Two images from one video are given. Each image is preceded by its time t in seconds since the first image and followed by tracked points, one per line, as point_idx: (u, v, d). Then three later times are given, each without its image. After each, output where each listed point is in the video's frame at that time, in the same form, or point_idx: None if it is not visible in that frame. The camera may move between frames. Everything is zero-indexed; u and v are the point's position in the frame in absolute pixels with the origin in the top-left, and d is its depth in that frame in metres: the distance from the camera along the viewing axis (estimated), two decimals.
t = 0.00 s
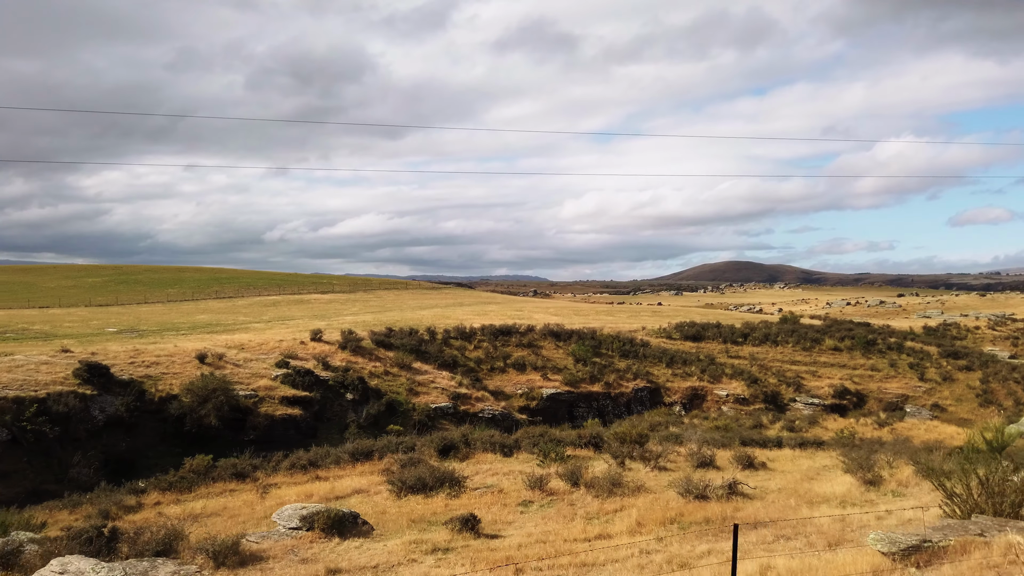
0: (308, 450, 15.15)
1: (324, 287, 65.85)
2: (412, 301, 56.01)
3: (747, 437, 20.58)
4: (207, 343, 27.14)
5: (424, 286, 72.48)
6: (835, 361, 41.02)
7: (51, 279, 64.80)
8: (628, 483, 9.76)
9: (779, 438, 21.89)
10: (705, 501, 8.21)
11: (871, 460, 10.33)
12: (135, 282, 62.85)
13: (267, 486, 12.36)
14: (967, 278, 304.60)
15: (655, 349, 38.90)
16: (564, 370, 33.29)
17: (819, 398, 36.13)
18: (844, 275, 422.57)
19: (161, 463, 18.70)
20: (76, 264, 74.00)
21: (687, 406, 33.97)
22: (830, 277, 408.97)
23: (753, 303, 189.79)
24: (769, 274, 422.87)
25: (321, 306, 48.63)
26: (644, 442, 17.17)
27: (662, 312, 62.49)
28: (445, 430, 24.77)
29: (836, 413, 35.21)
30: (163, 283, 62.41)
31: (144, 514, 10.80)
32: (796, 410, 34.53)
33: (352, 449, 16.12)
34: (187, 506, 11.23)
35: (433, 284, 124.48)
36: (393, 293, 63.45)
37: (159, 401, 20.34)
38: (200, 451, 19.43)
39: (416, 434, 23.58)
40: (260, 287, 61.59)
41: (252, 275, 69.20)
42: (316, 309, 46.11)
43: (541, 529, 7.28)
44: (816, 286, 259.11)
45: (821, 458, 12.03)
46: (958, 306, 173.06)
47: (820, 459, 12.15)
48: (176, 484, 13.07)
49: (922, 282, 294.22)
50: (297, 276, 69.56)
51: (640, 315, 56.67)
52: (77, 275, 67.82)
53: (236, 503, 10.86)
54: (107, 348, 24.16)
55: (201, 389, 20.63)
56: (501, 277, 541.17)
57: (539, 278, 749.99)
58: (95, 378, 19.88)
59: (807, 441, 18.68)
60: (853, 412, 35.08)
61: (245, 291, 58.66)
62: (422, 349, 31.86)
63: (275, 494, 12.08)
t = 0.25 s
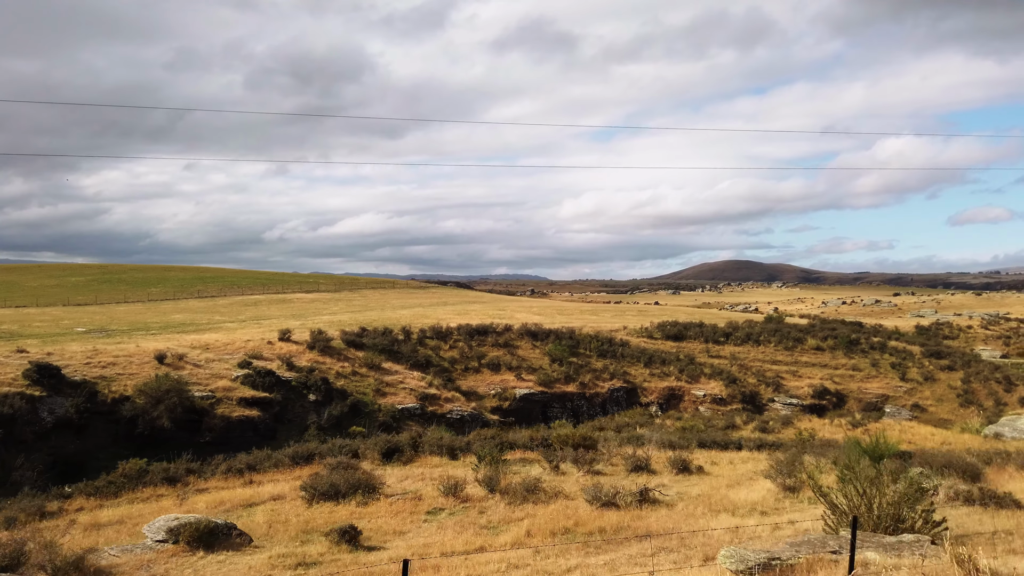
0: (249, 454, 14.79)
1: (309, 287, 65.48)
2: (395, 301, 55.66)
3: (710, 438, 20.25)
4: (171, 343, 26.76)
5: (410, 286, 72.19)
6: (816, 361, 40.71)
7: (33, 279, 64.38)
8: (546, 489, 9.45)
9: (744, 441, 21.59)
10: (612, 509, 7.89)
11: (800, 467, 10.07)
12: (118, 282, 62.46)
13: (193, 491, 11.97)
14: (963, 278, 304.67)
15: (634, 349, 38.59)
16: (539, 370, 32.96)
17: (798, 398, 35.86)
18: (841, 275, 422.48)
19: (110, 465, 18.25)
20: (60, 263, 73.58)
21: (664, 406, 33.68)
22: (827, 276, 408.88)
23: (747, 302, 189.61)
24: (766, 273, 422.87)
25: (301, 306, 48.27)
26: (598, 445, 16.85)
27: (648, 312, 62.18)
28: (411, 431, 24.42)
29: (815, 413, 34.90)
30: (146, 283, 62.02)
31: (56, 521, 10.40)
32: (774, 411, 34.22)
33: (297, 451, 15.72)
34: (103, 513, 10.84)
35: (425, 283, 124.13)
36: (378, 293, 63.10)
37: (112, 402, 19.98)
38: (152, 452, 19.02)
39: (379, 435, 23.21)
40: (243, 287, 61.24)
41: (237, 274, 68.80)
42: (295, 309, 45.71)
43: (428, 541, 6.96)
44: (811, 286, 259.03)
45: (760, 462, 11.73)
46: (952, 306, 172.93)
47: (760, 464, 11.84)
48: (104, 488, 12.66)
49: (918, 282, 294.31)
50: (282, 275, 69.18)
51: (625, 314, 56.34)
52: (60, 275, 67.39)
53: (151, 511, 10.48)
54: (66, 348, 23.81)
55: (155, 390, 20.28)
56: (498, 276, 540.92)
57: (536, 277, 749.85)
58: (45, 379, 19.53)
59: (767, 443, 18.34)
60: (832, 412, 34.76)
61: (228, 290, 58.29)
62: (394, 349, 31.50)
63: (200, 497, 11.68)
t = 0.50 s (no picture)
0: (184, 457, 14.42)
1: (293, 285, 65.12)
2: (377, 299, 55.31)
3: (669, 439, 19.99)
4: (133, 342, 26.38)
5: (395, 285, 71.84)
6: (794, 360, 40.49)
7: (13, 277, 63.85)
8: (457, 495, 9.16)
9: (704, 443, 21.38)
10: (506, 517, 7.63)
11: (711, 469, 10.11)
12: (99, 280, 61.97)
13: (111, 496, 11.57)
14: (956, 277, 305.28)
15: (611, 348, 38.30)
16: (512, 370, 32.63)
17: (774, 398, 35.61)
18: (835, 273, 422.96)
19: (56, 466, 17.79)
20: (42, 261, 73.01)
21: (638, 406, 33.40)
22: (821, 274, 409.23)
23: (740, 301, 189.61)
24: (760, 272, 423.19)
25: (279, 304, 47.89)
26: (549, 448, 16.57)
27: (633, 310, 61.90)
28: (373, 431, 24.08)
29: (790, 413, 34.67)
30: (127, 281, 61.55)
31: None
32: (749, 410, 33.96)
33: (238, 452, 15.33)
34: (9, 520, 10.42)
35: (415, 282, 123.81)
36: (361, 291, 62.74)
37: (60, 402, 19.57)
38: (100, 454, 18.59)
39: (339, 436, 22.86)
40: (225, 285, 60.80)
41: (220, 273, 68.41)
42: (272, 307, 45.33)
43: (300, 552, 6.69)
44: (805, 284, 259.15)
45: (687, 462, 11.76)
46: (944, 304, 173.13)
47: (687, 467, 11.83)
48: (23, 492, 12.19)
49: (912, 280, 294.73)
50: (266, 274, 68.79)
51: (609, 312, 56.10)
52: (41, 273, 66.85)
53: (54, 518, 10.05)
54: (21, 347, 23.41)
55: (105, 390, 19.90)
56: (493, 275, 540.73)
57: (532, 276, 749.84)
58: None
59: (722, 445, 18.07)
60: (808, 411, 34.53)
61: (209, 289, 57.84)
62: (364, 348, 31.15)
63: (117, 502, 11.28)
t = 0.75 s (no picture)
0: (117, 463, 14.07)
1: (274, 287, 64.75)
2: (358, 300, 54.94)
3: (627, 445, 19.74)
4: (94, 344, 26.00)
5: (380, 286, 71.51)
6: (772, 361, 40.31)
7: None
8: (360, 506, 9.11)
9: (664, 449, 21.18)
10: (398, 534, 7.72)
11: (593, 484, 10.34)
12: (79, 281, 61.50)
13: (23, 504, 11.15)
14: (949, 278, 305.86)
15: (587, 350, 38.04)
16: (484, 371, 32.32)
17: (750, 399, 35.39)
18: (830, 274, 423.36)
19: None
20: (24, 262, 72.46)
21: (612, 408, 33.14)
22: (815, 275, 409.63)
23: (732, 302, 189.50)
24: (755, 273, 423.56)
25: (257, 306, 47.52)
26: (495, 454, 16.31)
27: (617, 310, 61.63)
28: (335, 435, 23.76)
29: (766, 415, 34.44)
30: (108, 282, 61.11)
31: None
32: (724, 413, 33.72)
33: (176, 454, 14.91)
34: None
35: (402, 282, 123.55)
36: (344, 293, 62.38)
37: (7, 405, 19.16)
38: (46, 458, 18.21)
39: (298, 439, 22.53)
40: (206, 286, 60.39)
41: (202, 274, 67.99)
42: (249, 309, 44.96)
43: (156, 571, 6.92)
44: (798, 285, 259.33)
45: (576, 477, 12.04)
46: (935, 306, 173.34)
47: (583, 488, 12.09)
48: None
49: (905, 281, 295.07)
50: (248, 274, 68.38)
51: (591, 313, 55.84)
52: (22, 273, 66.35)
53: None
54: None
55: (54, 393, 19.52)
56: (488, 276, 540.25)
57: (527, 277, 749.66)
58: None
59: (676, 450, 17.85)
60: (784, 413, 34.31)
61: (189, 290, 57.46)
62: (333, 351, 30.82)
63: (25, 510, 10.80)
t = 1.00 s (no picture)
0: (45, 470, 13.71)
1: (258, 289, 64.37)
2: (340, 303, 54.55)
3: (583, 450, 19.43)
4: (53, 348, 25.59)
5: (366, 289, 71.15)
6: (751, 364, 40.02)
7: None
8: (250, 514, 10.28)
9: (623, 454, 20.87)
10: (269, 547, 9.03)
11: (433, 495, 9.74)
12: (61, 283, 61.07)
13: None
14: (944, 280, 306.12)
15: (564, 353, 37.71)
16: (456, 374, 31.93)
17: (727, 403, 35.09)
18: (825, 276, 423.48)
19: None
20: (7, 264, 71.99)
21: (586, 411, 32.79)
22: (811, 278, 409.82)
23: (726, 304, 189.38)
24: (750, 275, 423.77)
25: (236, 309, 47.14)
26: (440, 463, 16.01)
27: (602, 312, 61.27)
28: (295, 440, 23.37)
29: (742, 418, 34.14)
30: (90, 284, 60.68)
31: None
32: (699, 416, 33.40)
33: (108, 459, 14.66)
34: None
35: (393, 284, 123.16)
36: (327, 296, 62.03)
37: None
38: None
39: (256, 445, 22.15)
40: (189, 289, 59.98)
41: (186, 275, 67.57)
42: (226, 312, 44.59)
43: None
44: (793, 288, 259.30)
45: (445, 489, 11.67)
46: (929, 308, 173.30)
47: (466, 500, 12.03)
48: None
49: (900, 283, 295.19)
50: (233, 277, 67.99)
51: (574, 315, 55.51)
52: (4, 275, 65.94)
53: None
54: None
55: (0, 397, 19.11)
56: (484, 278, 539.90)
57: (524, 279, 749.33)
58: None
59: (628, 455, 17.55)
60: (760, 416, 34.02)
61: (171, 292, 57.07)
62: (302, 354, 30.44)
63: None
